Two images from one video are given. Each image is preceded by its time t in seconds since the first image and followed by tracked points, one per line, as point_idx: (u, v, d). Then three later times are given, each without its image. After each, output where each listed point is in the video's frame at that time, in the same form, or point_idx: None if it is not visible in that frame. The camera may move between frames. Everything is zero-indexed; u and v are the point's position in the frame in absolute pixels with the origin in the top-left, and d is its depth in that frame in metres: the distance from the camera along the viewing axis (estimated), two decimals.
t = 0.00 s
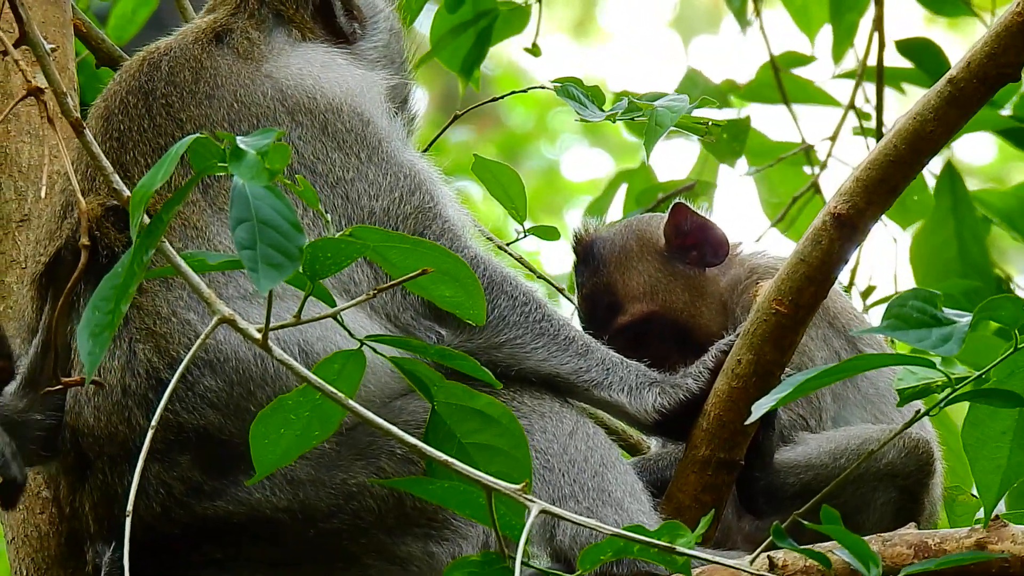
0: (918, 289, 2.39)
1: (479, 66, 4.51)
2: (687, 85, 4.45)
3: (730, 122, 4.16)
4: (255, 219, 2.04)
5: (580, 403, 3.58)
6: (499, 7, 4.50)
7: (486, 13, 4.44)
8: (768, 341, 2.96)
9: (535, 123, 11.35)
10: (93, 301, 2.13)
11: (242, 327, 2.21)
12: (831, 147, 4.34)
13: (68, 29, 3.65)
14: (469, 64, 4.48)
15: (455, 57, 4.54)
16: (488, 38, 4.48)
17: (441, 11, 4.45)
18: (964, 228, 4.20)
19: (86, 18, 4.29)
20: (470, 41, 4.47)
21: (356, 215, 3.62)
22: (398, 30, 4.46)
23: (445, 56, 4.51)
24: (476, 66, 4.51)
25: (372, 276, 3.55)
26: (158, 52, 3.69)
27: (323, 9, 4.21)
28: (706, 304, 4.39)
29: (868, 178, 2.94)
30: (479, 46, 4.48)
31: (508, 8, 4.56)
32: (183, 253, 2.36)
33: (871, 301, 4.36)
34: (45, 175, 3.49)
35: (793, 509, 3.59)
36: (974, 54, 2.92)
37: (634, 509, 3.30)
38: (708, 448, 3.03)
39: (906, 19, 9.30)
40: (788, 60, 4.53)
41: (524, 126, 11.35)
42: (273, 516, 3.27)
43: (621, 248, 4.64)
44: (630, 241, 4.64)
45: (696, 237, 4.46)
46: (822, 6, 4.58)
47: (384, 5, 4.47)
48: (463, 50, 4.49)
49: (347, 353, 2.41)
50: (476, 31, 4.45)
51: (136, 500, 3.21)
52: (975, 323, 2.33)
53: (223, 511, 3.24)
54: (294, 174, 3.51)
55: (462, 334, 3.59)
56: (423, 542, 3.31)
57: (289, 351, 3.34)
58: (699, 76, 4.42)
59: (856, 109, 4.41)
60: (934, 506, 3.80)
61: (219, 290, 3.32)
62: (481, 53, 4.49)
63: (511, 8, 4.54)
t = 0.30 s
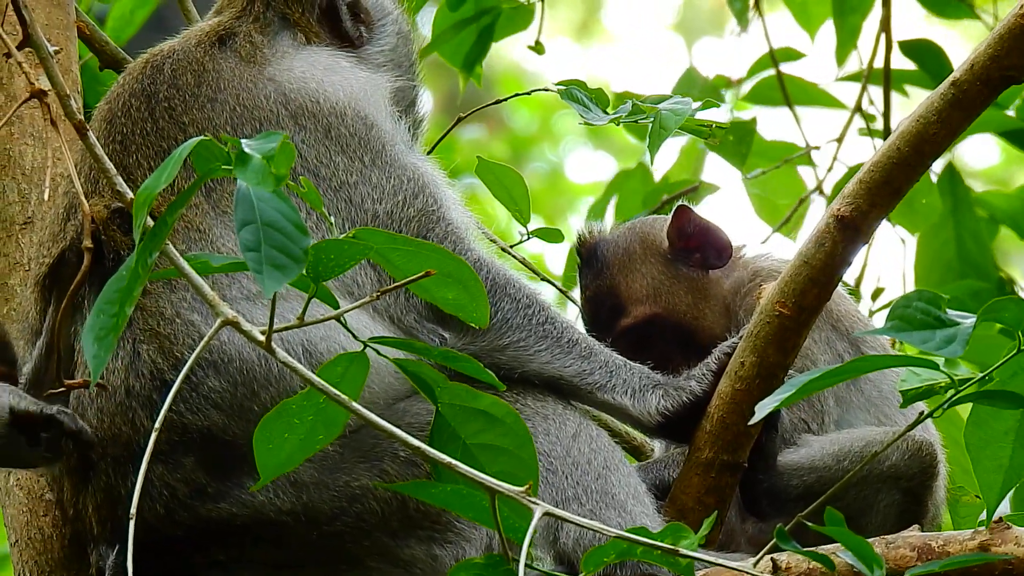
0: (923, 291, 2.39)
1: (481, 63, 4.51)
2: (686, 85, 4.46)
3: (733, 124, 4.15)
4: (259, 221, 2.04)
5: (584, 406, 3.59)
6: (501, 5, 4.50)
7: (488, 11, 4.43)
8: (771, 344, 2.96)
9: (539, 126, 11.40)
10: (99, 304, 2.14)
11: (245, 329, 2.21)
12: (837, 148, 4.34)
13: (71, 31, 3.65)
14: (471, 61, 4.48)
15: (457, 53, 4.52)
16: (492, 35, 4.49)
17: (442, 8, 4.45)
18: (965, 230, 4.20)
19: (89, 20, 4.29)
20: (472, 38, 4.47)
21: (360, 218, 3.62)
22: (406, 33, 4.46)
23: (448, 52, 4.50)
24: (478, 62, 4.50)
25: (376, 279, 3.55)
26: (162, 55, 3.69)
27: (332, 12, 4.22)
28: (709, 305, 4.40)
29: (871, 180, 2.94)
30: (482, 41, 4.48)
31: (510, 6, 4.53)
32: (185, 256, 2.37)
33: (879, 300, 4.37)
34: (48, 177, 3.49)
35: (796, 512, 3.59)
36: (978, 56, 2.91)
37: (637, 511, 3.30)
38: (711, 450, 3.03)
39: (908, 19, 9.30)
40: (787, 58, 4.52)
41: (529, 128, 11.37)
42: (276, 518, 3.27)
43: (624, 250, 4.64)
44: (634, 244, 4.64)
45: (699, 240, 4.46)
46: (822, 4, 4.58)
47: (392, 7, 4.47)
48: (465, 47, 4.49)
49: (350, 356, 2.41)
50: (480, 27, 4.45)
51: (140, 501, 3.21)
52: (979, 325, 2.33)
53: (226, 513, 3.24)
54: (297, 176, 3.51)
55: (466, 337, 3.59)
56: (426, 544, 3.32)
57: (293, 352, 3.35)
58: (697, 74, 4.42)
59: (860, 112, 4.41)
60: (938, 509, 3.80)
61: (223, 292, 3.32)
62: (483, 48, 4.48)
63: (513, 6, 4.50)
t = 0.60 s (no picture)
0: (925, 295, 2.38)
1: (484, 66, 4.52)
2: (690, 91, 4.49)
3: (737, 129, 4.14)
4: (264, 228, 2.04)
5: (588, 408, 3.59)
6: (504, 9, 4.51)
7: (490, 14, 4.46)
8: (774, 346, 2.96)
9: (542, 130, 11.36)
10: (106, 311, 2.13)
11: (250, 331, 2.22)
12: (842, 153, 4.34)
13: (75, 34, 3.66)
14: (474, 63, 4.49)
15: (460, 56, 4.54)
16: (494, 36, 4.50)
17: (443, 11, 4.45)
18: (969, 233, 4.20)
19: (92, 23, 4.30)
20: (475, 40, 4.49)
21: (364, 221, 3.63)
22: (411, 35, 4.46)
23: (451, 56, 4.52)
24: (481, 65, 4.51)
25: (380, 281, 3.55)
26: (164, 58, 3.70)
27: (337, 15, 4.23)
28: (713, 307, 4.40)
29: (875, 183, 2.94)
30: (485, 43, 4.50)
31: (513, 9, 4.55)
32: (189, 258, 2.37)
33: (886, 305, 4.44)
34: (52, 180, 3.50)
35: (800, 514, 3.59)
36: (981, 58, 2.91)
37: (641, 513, 3.30)
38: (715, 452, 3.03)
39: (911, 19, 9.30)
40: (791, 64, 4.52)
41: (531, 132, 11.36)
42: (280, 521, 3.27)
43: (628, 251, 4.63)
44: (638, 245, 4.63)
45: (703, 241, 4.46)
46: (820, 12, 4.58)
47: (397, 8, 4.47)
48: (468, 51, 4.51)
49: (354, 358, 2.42)
50: (483, 30, 4.47)
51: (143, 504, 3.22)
52: (983, 329, 2.33)
53: (230, 515, 3.25)
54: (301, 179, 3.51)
55: (469, 340, 3.59)
56: (430, 546, 3.32)
57: (297, 354, 3.35)
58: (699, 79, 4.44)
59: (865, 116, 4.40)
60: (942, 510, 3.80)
61: (227, 294, 3.33)
62: (486, 51, 4.51)
63: (515, 10, 4.52)
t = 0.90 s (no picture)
0: (930, 295, 2.38)
1: (488, 65, 4.54)
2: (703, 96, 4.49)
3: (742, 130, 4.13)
4: (269, 228, 2.04)
5: (591, 411, 3.59)
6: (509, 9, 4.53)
7: (496, 14, 4.48)
8: (778, 349, 2.96)
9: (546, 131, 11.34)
10: (111, 309, 2.13)
11: (254, 334, 2.22)
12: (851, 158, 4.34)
13: (78, 37, 3.66)
14: (478, 62, 4.51)
15: (465, 56, 4.56)
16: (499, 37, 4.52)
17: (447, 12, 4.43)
18: (972, 236, 4.19)
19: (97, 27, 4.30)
20: (480, 38, 4.51)
21: (367, 225, 3.63)
22: (415, 36, 4.47)
23: (456, 53, 4.53)
24: (485, 64, 4.53)
25: (383, 284, 3.55)
26: (167, 61, 3.70)
27: (340, 18, 4.23)
28: (717, 310, 4.41)
29: (879, 185, 2.93)
30: (489, 43, 4.51)
31: (518, 10, 4.54)
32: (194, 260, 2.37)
33: (894, 311, 4.40)
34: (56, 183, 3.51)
35: (804, 517, 3.58)
36: (985, 61, 2.92)
37: (644, 516, 3.28)
38: (718, 455, 3.03)
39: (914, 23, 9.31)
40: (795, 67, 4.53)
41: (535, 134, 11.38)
42: (284, 524, 3.27)
43: (631, 256, 4.63)
44: (641, 249, 4.62)
45: (706, 245, 4.45)
46: (825, 13, 4.56)
47: (401, 10, 4.47)
48: (473, 50, 4.52)
49: (357, 362, 2.42)
50: (488, 30, 4.48)
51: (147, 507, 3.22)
52: (987, 330, 2.33)
53: (233, 518, 3.25)
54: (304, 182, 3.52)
55: (473, 343, 3.61)
56: (433, 550, 3.32)
57: (300, 358, 3.35)
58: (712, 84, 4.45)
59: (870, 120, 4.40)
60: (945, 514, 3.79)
61: (231, 298, 3.33)
62: (490, 50, 4.52)
63: (520, 11, 4.52)
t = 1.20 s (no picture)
0: (936, 300, 2.39)
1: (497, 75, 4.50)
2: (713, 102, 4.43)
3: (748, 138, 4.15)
4: (275, 233, 2.05)
5: (599, 413, 3.59)
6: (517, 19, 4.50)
7: (505, 24, 4.43)
8: (787, 352, 2.96)
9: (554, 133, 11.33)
10: (115, 310, 2.16)
11: (261, 338, 2.22)
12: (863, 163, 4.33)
13: (86, 41, 3.67)
14: (487, 73, 4.47)
15: (473, 65, 4.52)
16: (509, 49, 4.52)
17: (456, 21, 4.41)
18: (980, 241, 4.19)
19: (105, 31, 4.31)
20: (488, 49, 4.47)
21: (375, 227, 3.62)
22: (420, 42, 4.49)
23: (464, 64, 4.50)
24: (494, 74, 4.49)
25: (391, 287, 3.56)
26: (177, 64, 3.71)
27: (348, 22, 4.24)
28: (725, 313, 4.39)
29: (887, 187, 2.93)
30: (498, 53, 4.48)
31: (526, 18, 4.55)
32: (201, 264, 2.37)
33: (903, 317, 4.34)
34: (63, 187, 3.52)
35: (813, 519, 3.57)
36: (992, 63, 2.92)
37: (653, 519, 3.28)
38: (727, 458, 3.02)
39: (925, 26, 9.29)
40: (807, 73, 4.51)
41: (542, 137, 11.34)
42: (292, 527, 3.28)
43: (640, 258, 4.62)
44: (649, 251, 4.63)
45: (715, 247, 4.46)
46: (836, 25, 4.58)
47: (406, 18, 4.50)
48: (482, 59, 4.49)
49: (365, 365, 2.41)
50: (496, 40, 4.44)
51: (156, 510, 3.23)
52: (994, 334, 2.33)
53: (242, 521, 3.25)
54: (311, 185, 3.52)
55: (481, 346, 3.59)
56: (442, 553, 3.34)
57: (307, 361, 3.35)
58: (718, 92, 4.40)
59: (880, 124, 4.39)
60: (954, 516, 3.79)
61: (235, 301, 3.33)
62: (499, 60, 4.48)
63: (528, 20, 4.53)
